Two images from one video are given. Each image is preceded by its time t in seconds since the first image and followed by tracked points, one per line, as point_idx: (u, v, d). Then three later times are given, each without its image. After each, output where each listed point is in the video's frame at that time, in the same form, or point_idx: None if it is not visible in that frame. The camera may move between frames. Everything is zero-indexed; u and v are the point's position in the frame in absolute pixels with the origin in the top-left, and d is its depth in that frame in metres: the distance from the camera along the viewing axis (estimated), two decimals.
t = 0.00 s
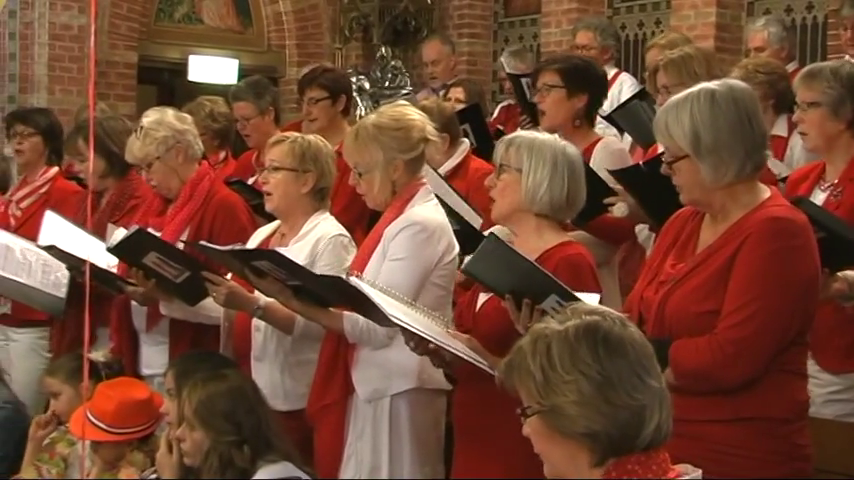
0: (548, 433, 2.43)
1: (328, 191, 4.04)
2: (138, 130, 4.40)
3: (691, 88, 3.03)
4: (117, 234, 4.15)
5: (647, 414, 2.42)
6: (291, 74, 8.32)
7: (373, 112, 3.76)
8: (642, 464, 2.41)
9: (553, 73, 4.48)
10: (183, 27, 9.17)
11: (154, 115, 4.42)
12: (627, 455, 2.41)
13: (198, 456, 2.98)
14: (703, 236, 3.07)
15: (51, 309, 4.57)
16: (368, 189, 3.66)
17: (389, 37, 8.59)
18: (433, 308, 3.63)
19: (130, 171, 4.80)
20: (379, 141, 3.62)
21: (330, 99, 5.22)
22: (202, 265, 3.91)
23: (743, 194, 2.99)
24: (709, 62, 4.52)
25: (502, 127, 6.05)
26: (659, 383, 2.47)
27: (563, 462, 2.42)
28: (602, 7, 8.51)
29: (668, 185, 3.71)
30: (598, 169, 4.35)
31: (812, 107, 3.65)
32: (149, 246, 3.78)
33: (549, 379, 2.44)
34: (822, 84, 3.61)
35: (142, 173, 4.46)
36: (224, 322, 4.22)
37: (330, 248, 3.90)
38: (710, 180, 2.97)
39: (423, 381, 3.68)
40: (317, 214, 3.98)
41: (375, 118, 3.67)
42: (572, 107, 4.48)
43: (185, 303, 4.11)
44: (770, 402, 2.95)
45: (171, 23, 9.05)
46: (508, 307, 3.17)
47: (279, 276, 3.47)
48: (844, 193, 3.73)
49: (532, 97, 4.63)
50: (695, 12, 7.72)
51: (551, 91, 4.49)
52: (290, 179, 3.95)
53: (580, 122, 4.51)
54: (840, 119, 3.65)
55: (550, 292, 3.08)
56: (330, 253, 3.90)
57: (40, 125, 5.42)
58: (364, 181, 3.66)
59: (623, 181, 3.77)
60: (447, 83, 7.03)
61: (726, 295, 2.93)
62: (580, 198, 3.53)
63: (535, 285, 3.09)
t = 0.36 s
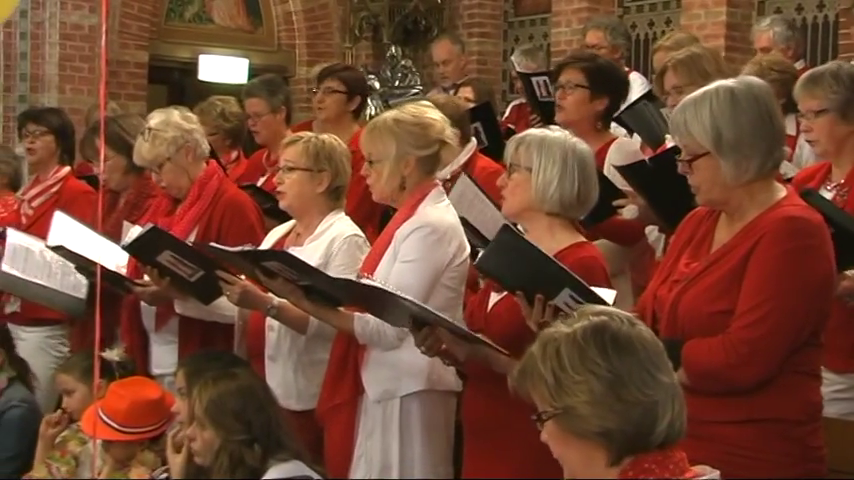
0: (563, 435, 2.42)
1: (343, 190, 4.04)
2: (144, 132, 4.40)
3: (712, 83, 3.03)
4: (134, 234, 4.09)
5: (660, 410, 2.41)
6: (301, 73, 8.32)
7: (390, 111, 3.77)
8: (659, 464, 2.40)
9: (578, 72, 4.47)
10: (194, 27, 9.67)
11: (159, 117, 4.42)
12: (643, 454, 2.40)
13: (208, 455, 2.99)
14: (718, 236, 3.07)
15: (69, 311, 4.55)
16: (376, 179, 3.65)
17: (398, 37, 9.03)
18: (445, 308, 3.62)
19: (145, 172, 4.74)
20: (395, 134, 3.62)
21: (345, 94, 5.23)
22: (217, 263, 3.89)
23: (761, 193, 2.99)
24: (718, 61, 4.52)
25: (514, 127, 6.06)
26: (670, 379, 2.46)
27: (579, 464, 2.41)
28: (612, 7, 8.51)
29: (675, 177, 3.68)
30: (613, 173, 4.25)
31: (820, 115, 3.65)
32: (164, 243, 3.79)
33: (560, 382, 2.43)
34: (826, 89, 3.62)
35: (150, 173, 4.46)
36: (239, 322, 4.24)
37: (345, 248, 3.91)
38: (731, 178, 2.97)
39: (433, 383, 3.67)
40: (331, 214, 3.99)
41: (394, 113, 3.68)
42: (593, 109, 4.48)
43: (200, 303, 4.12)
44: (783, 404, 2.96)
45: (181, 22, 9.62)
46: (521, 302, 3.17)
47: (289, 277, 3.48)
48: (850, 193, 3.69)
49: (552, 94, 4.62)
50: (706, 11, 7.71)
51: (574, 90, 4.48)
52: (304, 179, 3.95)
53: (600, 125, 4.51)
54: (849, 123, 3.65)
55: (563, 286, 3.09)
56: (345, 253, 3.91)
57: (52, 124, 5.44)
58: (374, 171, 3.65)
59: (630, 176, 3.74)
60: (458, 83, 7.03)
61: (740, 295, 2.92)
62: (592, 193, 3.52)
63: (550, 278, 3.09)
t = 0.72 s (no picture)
0: (584, 444, 2.45)
1: (352, 191, 4.04)
2: (158, 132, 4.38)
3: (727, 84, 3.02)
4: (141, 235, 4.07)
5: (676, 406, 2.42)
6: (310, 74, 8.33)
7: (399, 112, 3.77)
8: (685, 468, 2.42)
9: (588, 71, 4.39)
10: (205, 27, 9.67)
11: (173, 116, 4.41)
12: (669, 453, 2.42)
13: (221, 454, 3.00)
14: (730, 235, 3.07)
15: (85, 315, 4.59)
16: (390, 179, 3.66)
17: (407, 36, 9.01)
18: (454, 312, 3.63)
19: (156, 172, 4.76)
20: (405, 132, 3.62)
21: (352, 93, 5.23)
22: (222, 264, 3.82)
23: (772, 193, 2.99)
24: (728, 61, 4.52)
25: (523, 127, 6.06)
26: (683, 373, 2.46)
27: (603, 469, 2.43)
28: (622, 7, 8.51)
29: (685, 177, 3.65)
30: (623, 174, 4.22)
31: (829, 117, 3.63)
32: (174, 244, 3.78)
33: (574, 390, 2.46)
34: (833, 91, 3.60)
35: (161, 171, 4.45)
36: (248, 322, 4.23)
37: (355, 248, 3.91)
38: (742, 177, 2.96)
39: (444, 386, 3.68)
40: (341, 215, 3.99)
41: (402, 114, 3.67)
42: (603, 110, 4.42)
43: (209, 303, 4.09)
44: (794, 404, 2.95)
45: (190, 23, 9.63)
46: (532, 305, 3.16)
47: (297, 284, 3.49)
48: None
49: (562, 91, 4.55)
50: (716, 12, 7.68)
51: (584, 90, 4.41)
52: (314, 179, 3.95)
53: (610, 126, 4.46)
54: None
55: (573, 290, 3.09)
56: (355, 253, 3.91)
57: (62, 124, 5.45)
58: (387, 171, 3.66)
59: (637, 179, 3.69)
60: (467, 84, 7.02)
61: (751, 296, 2.92)
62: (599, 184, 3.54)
63: (559, 281, 3.09)
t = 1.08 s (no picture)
0: (604, 450, 2.43)
1: (361, 190, 4.04)
2: (170, 131, 4.38)
3: (738, 82, 3.00)
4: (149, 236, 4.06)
5: (692, 404, 2.38)
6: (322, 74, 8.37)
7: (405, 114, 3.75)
8: (708, 466, 2.38)
9: (592, 72, 4.40)
10: (214, 26, 9.56)
11: (185, 116, 4.40)
12: (689, 453, 2.39)
13: (231, 453, 3.00)
14: (736, 235, 3.05)
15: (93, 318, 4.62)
16: (413, 188, 3.65)
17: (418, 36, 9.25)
18: (470, 311, 3.62)
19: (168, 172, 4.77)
20: (419, 137, 3.60)
21: (367, 93, 5.22)
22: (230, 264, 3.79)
23: (777, 192, 2.98)
24: (741, 61, 4.51)
25: (534, 126, 6.06)
26: (696, 370, 2.41)
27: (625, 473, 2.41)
28: (632, 6, 8.49)
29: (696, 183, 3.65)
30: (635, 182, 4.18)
31: (846, 117, 3.62)
32: (182, 245, 3.75)
33: (588, 398, 2.43)
34: (848, 93, 3.59)
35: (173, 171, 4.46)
36: (257, 322, 4.23)
37: (363, 248, 3.91)
38: (743, 173, 2.95)
39: (459, 386, 3.66)
40: (349, 214, 3.99)
41: (410, 117, 3.66)
42: (609, 109, 4.41)
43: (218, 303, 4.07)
44: (803, 403, 2.95)
45: (200, 22, 9.51)
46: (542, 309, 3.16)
47: (308, 284, 3.48)
48: None
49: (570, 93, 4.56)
50: (727, 11, 7.66)
51: (589, 90, 4.42)
52: (323, 179, 3.95)
53: (620, 125, 4.43)
54: None
55: (583, 294, 3.08)
56: (363, 253, 3.91)
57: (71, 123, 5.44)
58: (409, 181, 3.64)
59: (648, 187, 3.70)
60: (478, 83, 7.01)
61: (760, 296, 2.92)
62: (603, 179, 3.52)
63: (567, 288, 3.08)
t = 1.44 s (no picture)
0: (626, 453, 2.40)
1: (369, 190, 4.04)
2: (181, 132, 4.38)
3: (753, 79, 2.99)
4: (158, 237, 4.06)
5: (713, 402, 2.38)
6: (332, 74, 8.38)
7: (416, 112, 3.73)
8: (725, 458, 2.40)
9: (599, 70, 4.34)
10: (226, 27, 9.60)
11: (198, 116, 4.40)
12: (708, 450, 2.39)
13: (240, 453, 3.01)
14: (743, 234, 3.04)
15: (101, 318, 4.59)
16: (426, 191, 3.64)
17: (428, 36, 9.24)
18: (483, 310, 3.63)
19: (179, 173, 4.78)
20: (432, 139, 3.59)
21: (379, 94, 5.21)
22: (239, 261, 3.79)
23: (783, 191, 2.97)
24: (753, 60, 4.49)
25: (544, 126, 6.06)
26: (714, 369, 2.42)
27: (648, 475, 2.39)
28: (643, 6, 8.48)
29: (706, 192, 3.66)
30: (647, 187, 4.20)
31: None
32: (190, 243, 3.76)
33: (609, 401, 2.40)
34: None
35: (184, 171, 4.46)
36: (267, 322, 4.24)
37: (371, 247, 3.91)
38: (749, 164, 2.95)
39: (473, 385, 3.66)
40: (358, 214, 4.00)
41: (422, 118, 3.65)
42: (617, 108, 4.36)
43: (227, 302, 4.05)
44: (811, 403, 2.94)
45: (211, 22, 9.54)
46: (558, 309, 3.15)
47: (320, 280, 3.47)
48: None
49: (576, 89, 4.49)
50: (738, 10, 7.64)
51: (597, 89, 4.36)
52: (330, 179, 3.96)
53: (625, 124, 4.40)
54: None
55: (602, 301, 3.07)
56: (372, 252, 3.91)
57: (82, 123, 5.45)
58: (422, 183, 3.63)
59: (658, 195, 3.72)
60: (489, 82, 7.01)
61: (767, 296, 2.91)
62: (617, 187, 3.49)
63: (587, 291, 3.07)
